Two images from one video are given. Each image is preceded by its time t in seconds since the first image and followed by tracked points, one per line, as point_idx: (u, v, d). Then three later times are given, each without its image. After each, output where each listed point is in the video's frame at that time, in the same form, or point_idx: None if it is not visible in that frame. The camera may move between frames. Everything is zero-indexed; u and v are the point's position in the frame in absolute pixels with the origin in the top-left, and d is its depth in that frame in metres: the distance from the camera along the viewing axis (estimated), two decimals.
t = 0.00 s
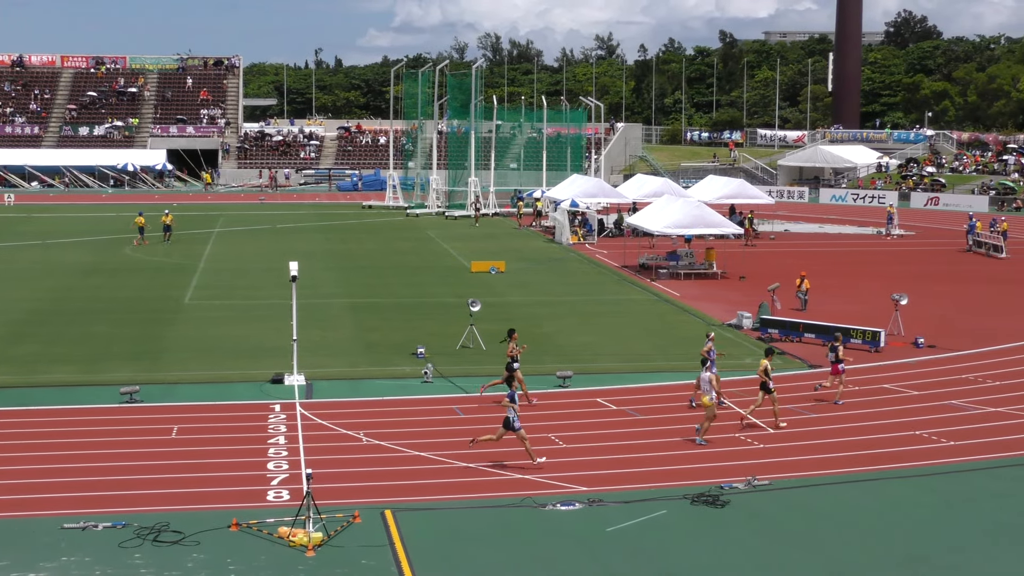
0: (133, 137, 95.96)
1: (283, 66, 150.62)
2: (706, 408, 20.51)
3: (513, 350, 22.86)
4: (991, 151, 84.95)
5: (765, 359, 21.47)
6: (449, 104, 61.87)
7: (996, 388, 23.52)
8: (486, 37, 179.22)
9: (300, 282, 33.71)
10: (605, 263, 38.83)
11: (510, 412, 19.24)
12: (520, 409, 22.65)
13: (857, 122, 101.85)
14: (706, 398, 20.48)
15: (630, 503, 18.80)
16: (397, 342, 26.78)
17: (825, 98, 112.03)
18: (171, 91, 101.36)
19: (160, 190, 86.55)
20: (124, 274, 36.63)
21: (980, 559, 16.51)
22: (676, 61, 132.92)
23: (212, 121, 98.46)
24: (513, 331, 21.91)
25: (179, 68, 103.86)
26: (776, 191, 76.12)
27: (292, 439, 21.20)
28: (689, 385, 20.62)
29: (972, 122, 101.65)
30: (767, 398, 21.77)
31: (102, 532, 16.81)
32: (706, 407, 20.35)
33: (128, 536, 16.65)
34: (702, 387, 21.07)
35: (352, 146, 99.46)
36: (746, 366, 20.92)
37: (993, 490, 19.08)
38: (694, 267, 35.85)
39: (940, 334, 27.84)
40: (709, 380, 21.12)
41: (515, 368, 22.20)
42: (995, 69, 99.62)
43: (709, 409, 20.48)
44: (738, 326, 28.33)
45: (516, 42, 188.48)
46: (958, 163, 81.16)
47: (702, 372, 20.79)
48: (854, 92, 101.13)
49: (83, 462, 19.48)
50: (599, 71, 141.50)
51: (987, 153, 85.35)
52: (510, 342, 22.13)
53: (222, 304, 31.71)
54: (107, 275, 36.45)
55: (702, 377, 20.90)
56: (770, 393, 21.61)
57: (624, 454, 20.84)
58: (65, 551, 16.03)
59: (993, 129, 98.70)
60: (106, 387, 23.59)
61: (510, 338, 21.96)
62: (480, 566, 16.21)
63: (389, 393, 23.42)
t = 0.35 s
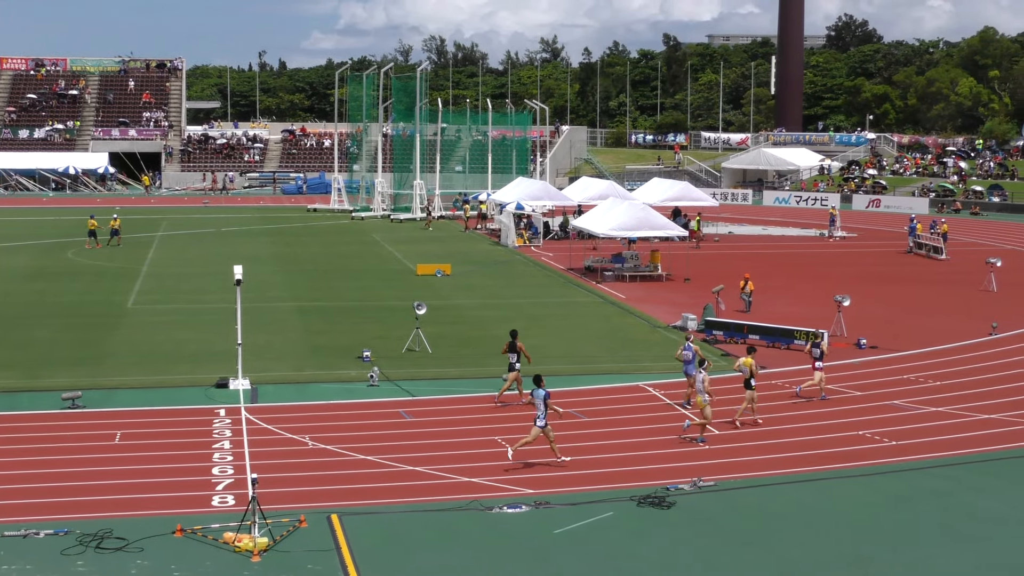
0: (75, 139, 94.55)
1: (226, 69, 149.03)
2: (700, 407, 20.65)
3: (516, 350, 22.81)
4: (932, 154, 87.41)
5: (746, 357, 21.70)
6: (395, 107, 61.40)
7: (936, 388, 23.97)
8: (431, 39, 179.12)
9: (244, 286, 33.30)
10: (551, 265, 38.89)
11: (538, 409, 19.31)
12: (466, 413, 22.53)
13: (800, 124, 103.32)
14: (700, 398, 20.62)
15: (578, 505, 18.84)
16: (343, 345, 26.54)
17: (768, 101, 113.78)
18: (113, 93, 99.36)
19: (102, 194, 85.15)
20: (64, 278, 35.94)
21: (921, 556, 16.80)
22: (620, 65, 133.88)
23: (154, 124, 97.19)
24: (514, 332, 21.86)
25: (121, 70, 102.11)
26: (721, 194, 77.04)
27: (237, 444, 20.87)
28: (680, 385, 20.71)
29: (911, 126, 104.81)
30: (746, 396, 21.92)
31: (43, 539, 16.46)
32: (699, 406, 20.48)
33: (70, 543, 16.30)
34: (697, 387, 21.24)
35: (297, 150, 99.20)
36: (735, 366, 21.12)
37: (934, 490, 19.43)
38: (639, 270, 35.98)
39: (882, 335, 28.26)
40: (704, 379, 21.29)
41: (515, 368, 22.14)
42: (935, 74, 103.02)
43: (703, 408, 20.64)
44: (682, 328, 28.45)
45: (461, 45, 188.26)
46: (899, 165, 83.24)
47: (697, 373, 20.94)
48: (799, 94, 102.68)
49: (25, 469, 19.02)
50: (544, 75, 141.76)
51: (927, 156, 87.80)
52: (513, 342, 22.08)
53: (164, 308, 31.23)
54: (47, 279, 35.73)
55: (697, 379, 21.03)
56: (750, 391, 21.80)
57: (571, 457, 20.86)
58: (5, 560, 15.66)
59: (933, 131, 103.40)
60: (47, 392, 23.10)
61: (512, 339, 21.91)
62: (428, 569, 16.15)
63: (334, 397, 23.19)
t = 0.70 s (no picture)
0: (24, 141, 93.66)
1: (178, 70, 148.30)
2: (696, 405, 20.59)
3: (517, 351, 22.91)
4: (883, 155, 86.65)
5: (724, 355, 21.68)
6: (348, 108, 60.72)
7: (888, 388, 24.15)
8: (384, 41, 179.51)
9: (199, 289, 33.08)
10: (506, 267, 38.92)
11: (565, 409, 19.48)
12: (419, 414, 22.50)
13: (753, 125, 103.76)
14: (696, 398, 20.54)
15: (532, 507, 18.84)
16: (298, 347, 26.45)
17: (721, 102, 114.69)
18: (63, 95, 98.84)
19: (52, 196, 84.59)
20: (14, 282, 35.49)
21: (875, 555, 16.89)
22: (574, 66, 134.37)
23: (104, 125, 96.92)
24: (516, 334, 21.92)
25: (71, 71, 101.39)
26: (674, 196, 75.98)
27: (190, 447, 20.74)
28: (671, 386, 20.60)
29: (862, 127, 105.65)
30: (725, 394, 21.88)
31: None
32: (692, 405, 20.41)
33: (20, 549, 16.12)
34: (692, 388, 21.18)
35: (249, 151, 99.51)
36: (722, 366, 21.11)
37: (886, 489, 19.56)
38: (594, 271, 36.08)
39: (833, 336, 28.45)
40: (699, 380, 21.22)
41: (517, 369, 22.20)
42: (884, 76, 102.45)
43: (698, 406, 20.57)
44: (637, 329, 28.59)
45: (414, 45, 188.22)
46: (850, 166, 83.05)
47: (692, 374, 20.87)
48: (750, 96, 103.61)
49: None
50: (498, 75, 141.96)
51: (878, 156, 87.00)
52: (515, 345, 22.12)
53: (118, 312, 30.94)
54: None
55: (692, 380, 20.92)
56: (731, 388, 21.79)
57: (523, 458, 20.88)
58: None
59: (883, 133, 103.64)
60: None
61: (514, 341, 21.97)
62: (382, 571, 16.12)
63: (289, 400, 23.11)
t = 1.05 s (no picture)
0: None
1: (126, 74, 146.97)
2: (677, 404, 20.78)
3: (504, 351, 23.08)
4: (830, 159, 86.70)
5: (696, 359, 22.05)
6: (297, 112, 61.46)
7: (837, 390, 24.34)
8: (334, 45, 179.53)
9: (148, 294, 32.80)
10: (456, 271, 38.93)
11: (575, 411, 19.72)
12: (367, 419, 22.42)
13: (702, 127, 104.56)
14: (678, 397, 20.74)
15: (483, 511, 18.80)
16: (248, 353, 26.32)
17: (671, 106, 114.93)
18: (7, 98, 98.36)
19: None
20: None
21: (825, 555, 16.97)
22: (524, 70, 134.09)
23: (51, 129, 96.23)
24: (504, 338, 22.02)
25: (16, 74, 100.05)
26: (624, 199, 77.14)
27: (139, 453, 20.58)
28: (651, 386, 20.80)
29: (811, 131, 105.66)
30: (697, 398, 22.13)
31: None
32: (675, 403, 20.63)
33: None
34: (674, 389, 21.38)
35: (198, 155, 98.82)
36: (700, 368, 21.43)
37: (836, 490, 19.70)
38: (544, 275, 36.18)
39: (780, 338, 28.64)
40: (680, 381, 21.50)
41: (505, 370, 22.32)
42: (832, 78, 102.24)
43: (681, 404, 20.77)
44: (587, 332, 28.66)
45: (363, 49, 186.88)
46: (798, 169, 82.59)
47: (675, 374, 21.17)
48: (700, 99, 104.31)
49: None
50: (448, 79, 141.73)
51: (826, 160, 87.02)
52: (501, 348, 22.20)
53: (65, 317, 30.60)
54: None
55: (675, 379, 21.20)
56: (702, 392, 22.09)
57: (472, 463, 20.84)
58: None
59: (830, 137, 103.14)
60: None
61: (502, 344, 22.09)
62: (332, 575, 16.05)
63: (238, 405, 22.98)
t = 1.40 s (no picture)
0: None
1: (63, 78, 145.46)
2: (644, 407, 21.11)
3: (472, 355, 23.51)
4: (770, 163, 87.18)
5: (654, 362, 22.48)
6: (238, 117, 60.81)
7: (779, 393, 24.54)
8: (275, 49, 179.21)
9: (88, 301, 32.44)
10: (399, 276, 38.88)
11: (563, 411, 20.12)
12: (309, 425, 22.32)
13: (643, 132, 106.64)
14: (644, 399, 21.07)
15: (426, 516, 18.71)
16: (189, 359, 26.12)
17: (613, 112, 114.42)
18: None
19: None
20: None
21: (767, 556, 17.02)
22: (466, 75, 134.07)
23: None
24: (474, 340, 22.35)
25: None
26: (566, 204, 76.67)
27: (78, 462, 20.33)
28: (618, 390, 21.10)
29: (751, 135, 105.75)
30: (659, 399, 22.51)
31: None
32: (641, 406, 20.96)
33: None
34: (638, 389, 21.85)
35: (138, 161, 97.93)
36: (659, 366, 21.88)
37: (778, 492, 19.79)
38: (487, 279, 36.21)
39: (722, 341, 28.87)
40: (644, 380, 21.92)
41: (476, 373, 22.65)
42: (772, 85, 102.75)
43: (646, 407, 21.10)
44: (530, 337, 28.77)
45: (306, 54, 186.26)
46: (739, 175, 83.12)
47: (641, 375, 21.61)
48: (642, 104, 106.17)
49: None
50: (391, 85, 141.53)
51: (766, 165, 87.68)
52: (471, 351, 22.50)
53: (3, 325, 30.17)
54: None
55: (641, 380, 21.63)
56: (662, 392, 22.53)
57: (414, 468, 20.79)
58: None
59: (771, 141, 102.80)
60: None
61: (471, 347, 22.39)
62: None
63: (179, 412, 22.79)
